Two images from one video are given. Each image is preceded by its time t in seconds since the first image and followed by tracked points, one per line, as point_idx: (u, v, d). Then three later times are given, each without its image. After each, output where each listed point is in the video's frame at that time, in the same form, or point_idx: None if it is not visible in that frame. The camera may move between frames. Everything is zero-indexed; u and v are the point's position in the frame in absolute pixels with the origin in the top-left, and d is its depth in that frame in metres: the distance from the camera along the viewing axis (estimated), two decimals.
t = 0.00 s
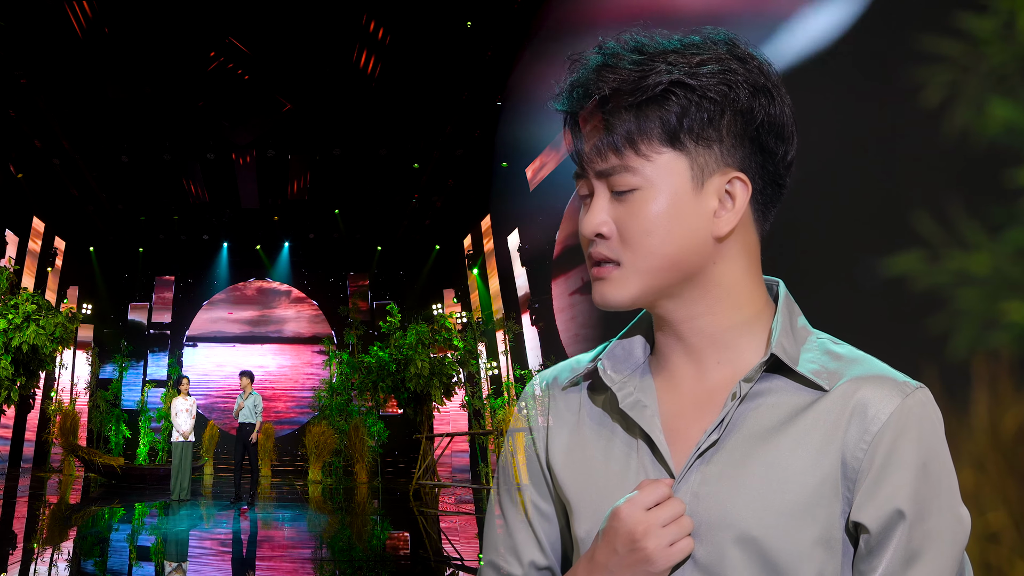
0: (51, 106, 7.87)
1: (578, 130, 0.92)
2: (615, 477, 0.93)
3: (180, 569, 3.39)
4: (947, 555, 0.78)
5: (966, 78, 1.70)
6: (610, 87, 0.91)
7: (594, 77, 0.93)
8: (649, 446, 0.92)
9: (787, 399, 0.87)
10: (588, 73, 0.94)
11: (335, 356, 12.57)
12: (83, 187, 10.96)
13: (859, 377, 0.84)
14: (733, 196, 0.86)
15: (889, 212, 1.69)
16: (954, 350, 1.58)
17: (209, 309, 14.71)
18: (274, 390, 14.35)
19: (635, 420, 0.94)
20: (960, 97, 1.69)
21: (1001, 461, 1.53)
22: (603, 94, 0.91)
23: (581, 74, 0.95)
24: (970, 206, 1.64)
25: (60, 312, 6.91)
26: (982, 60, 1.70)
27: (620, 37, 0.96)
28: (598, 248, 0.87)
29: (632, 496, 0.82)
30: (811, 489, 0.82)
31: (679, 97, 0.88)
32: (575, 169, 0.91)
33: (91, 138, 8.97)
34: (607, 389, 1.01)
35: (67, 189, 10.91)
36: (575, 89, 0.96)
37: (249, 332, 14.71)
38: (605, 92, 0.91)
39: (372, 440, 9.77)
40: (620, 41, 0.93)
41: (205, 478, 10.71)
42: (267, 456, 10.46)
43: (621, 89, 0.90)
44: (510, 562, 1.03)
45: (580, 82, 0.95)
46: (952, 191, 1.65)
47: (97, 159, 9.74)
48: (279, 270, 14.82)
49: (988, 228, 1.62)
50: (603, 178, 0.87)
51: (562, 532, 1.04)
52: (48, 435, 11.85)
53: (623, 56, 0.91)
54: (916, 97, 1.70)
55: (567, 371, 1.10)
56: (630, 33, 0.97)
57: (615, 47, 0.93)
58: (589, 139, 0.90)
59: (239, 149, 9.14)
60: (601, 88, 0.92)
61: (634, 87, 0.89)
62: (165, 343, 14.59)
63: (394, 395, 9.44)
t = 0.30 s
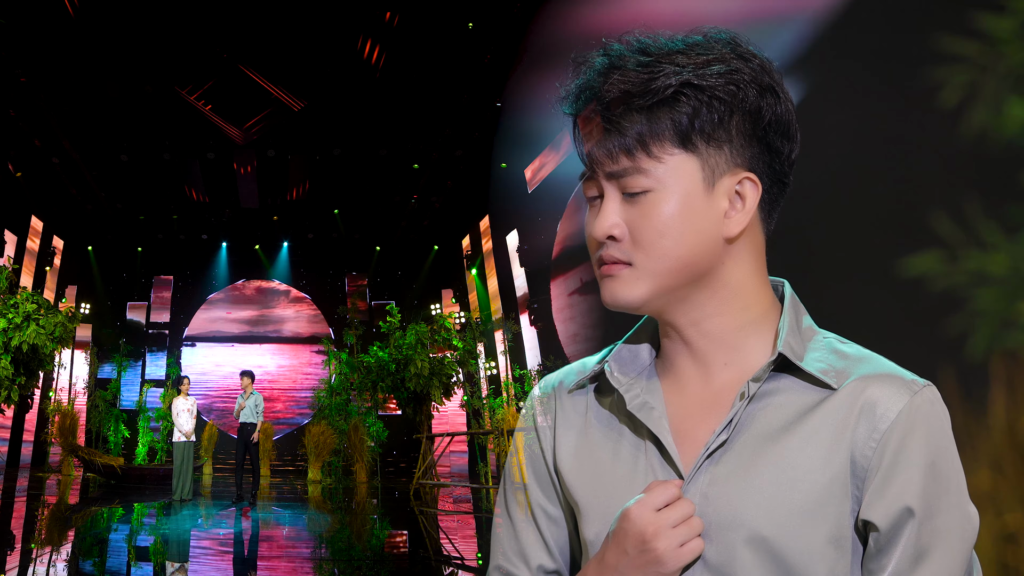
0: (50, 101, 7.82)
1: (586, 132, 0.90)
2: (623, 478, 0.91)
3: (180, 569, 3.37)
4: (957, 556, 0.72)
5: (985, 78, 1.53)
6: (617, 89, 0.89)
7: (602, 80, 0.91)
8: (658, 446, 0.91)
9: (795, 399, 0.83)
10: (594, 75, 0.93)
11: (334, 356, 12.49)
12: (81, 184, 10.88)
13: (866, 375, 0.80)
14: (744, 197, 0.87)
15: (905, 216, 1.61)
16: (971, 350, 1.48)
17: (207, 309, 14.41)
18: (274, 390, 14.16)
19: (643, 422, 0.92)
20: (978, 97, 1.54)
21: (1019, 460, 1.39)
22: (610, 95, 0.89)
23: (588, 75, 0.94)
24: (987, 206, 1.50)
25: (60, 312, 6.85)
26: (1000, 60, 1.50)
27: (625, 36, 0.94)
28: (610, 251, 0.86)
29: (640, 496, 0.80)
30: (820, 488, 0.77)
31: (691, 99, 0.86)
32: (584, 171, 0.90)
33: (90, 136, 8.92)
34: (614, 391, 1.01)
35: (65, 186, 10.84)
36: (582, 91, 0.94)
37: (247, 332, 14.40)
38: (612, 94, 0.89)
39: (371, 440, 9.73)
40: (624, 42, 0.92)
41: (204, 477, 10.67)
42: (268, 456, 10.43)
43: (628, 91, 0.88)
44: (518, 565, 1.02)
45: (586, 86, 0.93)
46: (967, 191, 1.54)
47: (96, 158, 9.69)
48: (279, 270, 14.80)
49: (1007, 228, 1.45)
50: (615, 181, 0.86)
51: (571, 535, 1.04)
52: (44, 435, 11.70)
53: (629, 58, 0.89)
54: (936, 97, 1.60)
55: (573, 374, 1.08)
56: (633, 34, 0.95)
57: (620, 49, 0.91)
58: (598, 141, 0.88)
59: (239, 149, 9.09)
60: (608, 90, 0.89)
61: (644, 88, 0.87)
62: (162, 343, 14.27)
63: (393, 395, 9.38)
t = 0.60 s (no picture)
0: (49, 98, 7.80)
1: (594, 129, 0.89)
2: (625, 479, 0.92)
3: (182, 569, 3.35)
4: (958, 553, 0.73)
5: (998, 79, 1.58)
6: (626, 89, 0.89)
7: (609, 79, 0.91)
8: (658, 447, 0.92)
9: (797, 398, 0.84)
10: (601, 74, 0.93)
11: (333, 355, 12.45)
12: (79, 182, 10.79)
13: (866, 374, 0.82)
14: (750, 197, 0.87)
15: (921, 216, 1.70)
16: (983, 350, 1.55)
17: (206, 309, 14.34)
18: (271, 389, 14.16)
19: (644, 422, 0.93)
20: (991, 98, 1.60)
21: None
22: (619, 94, 0.89)
23: (594, 75, 0.94)
24: (1000, 206, 1.58)
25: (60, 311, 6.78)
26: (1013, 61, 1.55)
27: (631, 37, 0.94)
28: (619, 249, 0.86)
29: (644, 497, 0.80)
30: (824, 486, 0.78)
31: (699, 99, 0.87)
32: (591, 169, 0.89)
33: (89, 134, 8.86)
34: (614, 392, 1.01)
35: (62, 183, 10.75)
36: (588, 89, 0.94)
37: (245, 332, 14.40)
38: (621, 93, 0.89)
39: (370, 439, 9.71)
40: (631, 43, 0.92)
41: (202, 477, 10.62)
42: (268, 455, 10.41)
43: (637, 90, 0.88)
44: (517, 567, 1.02)
45: (592, 85, 0.93)
46: (980, 192, 1.61)
47: (93, 156, 9.62)
48: (279, 270, 14.74)
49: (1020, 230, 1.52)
50: (623, 180, 0.86)
51: (571, 537, 1.03)
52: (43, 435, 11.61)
53: (637, 58, 0.90)
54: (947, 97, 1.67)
55: (573, 376, 1.08)
56: (638, 36, 0.96)
57: (627, 50, 0.92)
58: (606, 139, 0.88)
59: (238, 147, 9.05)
60: (616, 89, 0.89)
61: (653, 88, 0.87)
62: (161, 343, 14.13)
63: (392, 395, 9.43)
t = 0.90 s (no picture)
0: (48, 95, 7.79)
1: (604, 122, 0.89)
2: (623, 479, 0.92)
3: (183, 570, 3.33)
4: (958, 547, 0.75)
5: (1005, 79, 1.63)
6: (634, 83, 0.89)
7: (616, 72, 0.91)
8: (657, 448, 0.91)
9: (795, 395, 0.85)
10: (608, 68, 0.92)
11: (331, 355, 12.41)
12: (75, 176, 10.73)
13: (864, 371, 0.83)
14: (753, 197, 0.89)
15: (925, 218, 1.71)
16: (991, 351, 1.57)
17: (205, 309, 14.27)
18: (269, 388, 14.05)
19: (641, 424, 0.93)
20: (1000, 97, 1.64)
21: None
22: (627, 88, 0.89)
23: (600, 68, 0.94)
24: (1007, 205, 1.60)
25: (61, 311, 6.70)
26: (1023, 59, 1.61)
27: (637, 33, 0.95)
28: (625, 243, 0.86)
29: (644, 498, 0.81)
30: (825, 482, 0.79)
31: (708, 94, 0.88)
32: (598, 163, 0.90)
33: (87, 129, 8.80)
34: (611, 394, 1.01)
35: (57, 178, 10.68)
36: (594, 82, 0.94)
37: (245, 331, 14.30)
38: (629, 86, 0.89)
39: (370, 439, 9.70)
40: (637, 38, 0.92)
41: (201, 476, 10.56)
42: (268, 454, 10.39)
43: (646, 85, 0.88)
44: (517, 570, 1.02)
45: (600, 79, 0.93)
46: (987, 193, 1.63)
47: (90, 151, 9.55)
48: (279, 270, 14.71)
49: None
50: (630, 174, 0.86)
51: (570, 541, 1.03)
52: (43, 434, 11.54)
53: (644, 52, 0.90)
54: (954, 97, 1.69)
55: (569, 378, 1.08)
56: (640, 32, 0.97)
57: (633, 45, 0.92)
58: (617, 132, 0.88)
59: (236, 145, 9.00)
60: (624, 82, 0.89)
61: (663, 82, 0.88)
62: (161, 343, 14.11)
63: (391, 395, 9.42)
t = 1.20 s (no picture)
0: (47, 95, 7.76)
1: (620, 114, 0.89)
2: (630, 480, 0.92)
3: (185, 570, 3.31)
4: (964, 542, 0.76)
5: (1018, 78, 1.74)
6: (649, 77, 0.89)
7: (630, 65, 0.91)
8: (661, 448, 0.92)
9: (799, 393, 0.87)
10: (621, 61, 0.93)
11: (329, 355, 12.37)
12: (72, 172, 10.65)
13: (869, 368, 0.84)
14: (760, 196, 0.90)
15: (937, 217, 1.76)
16: (1005, 349, 1.65)
17: (202, 308, 14.18)
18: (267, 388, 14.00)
19: (645, 425, 0.93)
20: (1011, 96, 1.72)
21: None
22: (643, 82, 0.89)
23: (613, 63, 0.94)
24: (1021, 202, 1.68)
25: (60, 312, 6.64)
26: None
27: (648, 30, 0.96)
28: (637, 237, 0.86)
29: (652, 499, 0.81)
30: (832, 479, 0.80)
31: (722, 92, 0.89)
32: (609, 157, 0.90)
33: (85, 126, 8.72)
34: (614, 395, 1.02)
35: (55, 175, 10.59)
36: (607, 75, 0.94)
37: (245, 331, 14.24)
38: (643, 81, 0.90)
39: (369, 438, 9.67)
40: (650, 34, 0.93)
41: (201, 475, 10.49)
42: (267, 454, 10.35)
43: (663, 79, 0.89)
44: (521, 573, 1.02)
45: (614, 72, 0.93)
46: (1000, 191, 1.69)
47: (89, 148, 9.49)
48: (277, 270, 14.68)
49: None
50: (643, 168, 0.87)
51: (575, 544, 1.04)
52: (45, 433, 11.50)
53: (658, 48, 0.91)
54: (967, 97, 1.75)
55: (571, 381, 1.09)
56: (650, 29, 0.98)
57: (647, 40, 0.93)
58: (633, 124, 0.88)
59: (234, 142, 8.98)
60: (639, 76, 0.90)
61: (679, 77, 0.89)
62: (160, 342, 13.93)
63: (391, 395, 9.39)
